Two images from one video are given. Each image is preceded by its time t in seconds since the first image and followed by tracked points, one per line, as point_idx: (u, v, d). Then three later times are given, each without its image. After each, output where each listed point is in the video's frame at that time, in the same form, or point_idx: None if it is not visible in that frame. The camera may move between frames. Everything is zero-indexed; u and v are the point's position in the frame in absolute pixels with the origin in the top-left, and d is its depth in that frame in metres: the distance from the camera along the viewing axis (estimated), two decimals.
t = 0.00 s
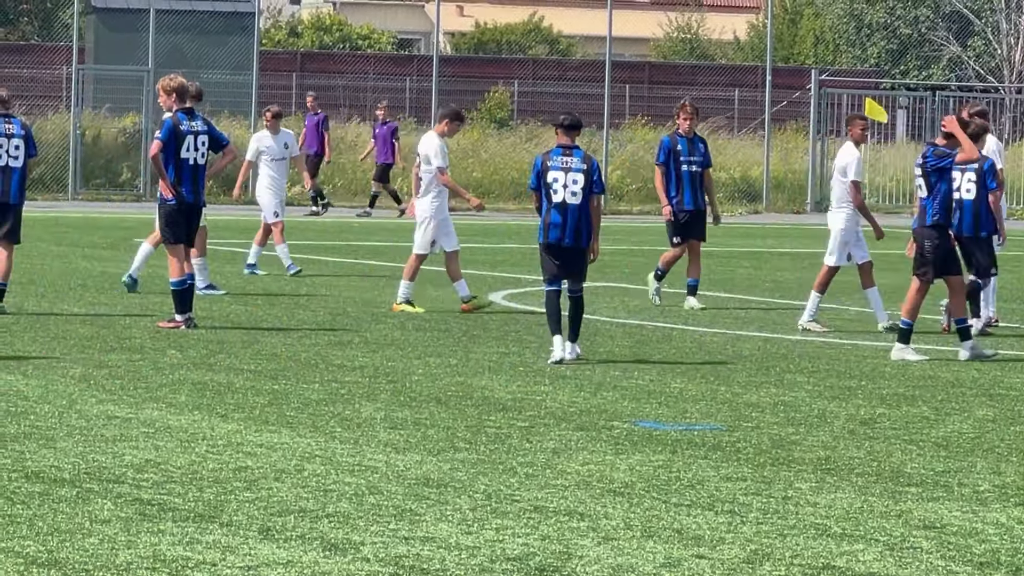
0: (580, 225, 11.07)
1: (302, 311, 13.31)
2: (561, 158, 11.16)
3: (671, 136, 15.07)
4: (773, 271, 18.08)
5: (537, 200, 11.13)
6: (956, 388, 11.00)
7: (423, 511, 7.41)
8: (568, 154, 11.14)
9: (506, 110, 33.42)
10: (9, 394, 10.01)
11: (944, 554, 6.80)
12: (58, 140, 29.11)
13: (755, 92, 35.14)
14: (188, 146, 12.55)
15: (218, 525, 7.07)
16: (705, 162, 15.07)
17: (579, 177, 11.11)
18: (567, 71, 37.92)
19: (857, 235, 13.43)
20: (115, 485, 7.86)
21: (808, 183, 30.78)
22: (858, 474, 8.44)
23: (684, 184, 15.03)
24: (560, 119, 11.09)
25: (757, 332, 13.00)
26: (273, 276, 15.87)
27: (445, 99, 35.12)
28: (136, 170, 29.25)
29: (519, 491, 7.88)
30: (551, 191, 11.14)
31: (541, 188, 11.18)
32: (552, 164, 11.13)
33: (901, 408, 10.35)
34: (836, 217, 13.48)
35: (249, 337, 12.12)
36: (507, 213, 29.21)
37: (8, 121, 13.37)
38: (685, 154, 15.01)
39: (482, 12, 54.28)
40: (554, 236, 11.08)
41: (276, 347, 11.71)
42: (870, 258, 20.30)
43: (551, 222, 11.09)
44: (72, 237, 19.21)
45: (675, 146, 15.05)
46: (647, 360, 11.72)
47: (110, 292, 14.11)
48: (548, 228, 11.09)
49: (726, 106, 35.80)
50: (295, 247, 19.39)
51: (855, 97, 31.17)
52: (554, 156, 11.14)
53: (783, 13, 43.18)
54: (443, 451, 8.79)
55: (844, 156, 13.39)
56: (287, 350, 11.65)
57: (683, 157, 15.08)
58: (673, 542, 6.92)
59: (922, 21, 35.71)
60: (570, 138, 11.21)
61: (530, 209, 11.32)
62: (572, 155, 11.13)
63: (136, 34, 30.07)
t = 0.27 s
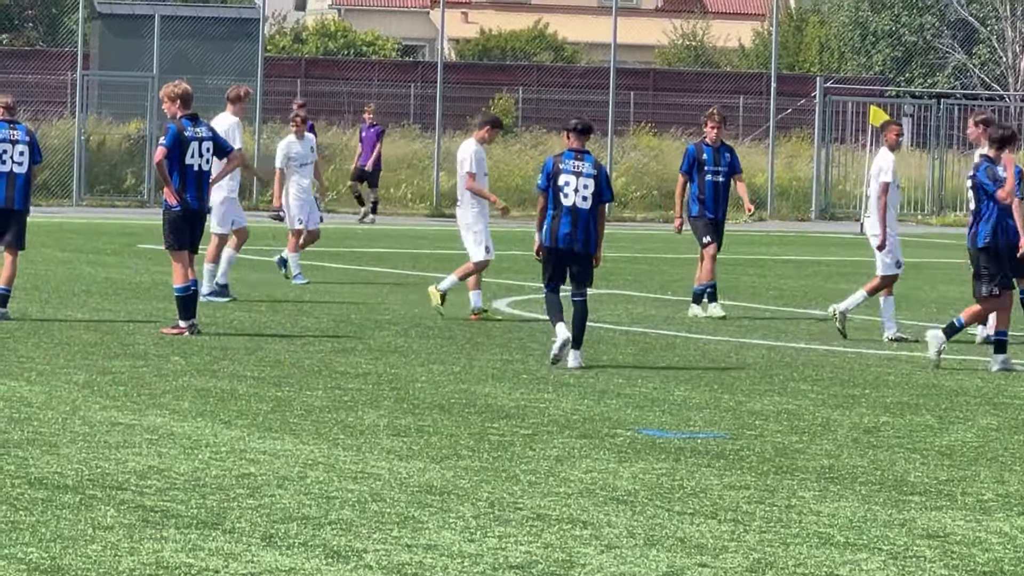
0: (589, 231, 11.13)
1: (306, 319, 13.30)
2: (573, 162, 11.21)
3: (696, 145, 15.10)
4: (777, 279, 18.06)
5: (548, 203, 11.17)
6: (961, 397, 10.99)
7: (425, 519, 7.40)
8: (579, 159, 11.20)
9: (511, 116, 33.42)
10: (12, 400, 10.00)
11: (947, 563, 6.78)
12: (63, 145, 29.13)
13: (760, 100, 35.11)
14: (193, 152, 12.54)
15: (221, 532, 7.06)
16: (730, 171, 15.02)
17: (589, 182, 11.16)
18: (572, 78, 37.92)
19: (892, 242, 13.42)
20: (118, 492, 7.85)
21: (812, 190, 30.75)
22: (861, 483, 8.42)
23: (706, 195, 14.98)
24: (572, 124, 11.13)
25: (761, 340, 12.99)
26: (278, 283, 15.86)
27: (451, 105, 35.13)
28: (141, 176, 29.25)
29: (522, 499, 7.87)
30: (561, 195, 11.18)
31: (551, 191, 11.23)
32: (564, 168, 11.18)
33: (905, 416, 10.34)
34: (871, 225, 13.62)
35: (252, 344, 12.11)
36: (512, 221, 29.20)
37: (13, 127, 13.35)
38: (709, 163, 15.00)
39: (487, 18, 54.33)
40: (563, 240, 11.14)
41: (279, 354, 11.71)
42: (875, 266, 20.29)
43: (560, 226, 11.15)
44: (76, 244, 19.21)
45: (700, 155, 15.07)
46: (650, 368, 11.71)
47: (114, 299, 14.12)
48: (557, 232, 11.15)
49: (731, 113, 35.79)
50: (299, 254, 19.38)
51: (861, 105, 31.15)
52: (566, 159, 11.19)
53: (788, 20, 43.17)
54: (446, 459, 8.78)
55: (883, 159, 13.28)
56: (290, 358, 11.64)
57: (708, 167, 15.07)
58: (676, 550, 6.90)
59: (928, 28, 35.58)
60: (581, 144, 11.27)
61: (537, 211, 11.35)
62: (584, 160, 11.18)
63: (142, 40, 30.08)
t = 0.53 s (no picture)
0: (585, 243, 11.18)
1: (308, 328, 13.32)
2: (570, 174, 11.26)
3: (718, 159, 14.62)
4: (778, 290, 18.07)
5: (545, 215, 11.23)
6: (962, 409, 10.99)
7: (426, 529, 7.41)
8: (576, 171, 11.24)
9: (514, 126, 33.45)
10: (14, 409, 10.02)
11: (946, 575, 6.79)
12: (67, 153, 29.17)
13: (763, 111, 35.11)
14: (196, 160, 12.52)
15: (221, 541, 7.07)
16: (753, 185, 14.61)
17: (586, 194, 11.20)
18: (574, 89, 37.94)
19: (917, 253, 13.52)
20: (119, 500, 7.86)
21: (815, 201, 30.74)
22: (861, 494, 8.43)
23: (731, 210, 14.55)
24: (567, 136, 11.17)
25: (762, 351, 13.00)
26: (280, 293, 15.87)
27: (453, 115, 35.16)
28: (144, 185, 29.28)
29: (523, 509, 7.88)
30: (559, 207, 11.23)
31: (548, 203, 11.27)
32: (561, 180, 11.22)
33: (906, 428, 10.35)
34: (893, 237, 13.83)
35: (254, 353, 12.13)
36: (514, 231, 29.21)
37: (16, 135, 13.38)
38: (733, 177, 14.53)
39: (490, 28, 54.42)
40: (560, 252, 11.21)
41: (281, 363, 11.73)
42: (877, 277, 20.29)
43: (557, 238, 11.21)
44: (78, 252, 19.23)
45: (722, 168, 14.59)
46: (652, 378, 11.72)
47: (116, 308, 14.13)
48: (553, 243, 11.23)
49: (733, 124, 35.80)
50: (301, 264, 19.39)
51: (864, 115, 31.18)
52: (562, 172, 11.24)
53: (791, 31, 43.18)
54: (446, 469, 8.79)
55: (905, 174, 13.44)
56: (291, 367, 11.66)
57: (732, 181, 14.60)
58: (675, 561, 6.91)
59: (930, 39, 35.62)
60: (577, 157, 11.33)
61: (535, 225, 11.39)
62: (581, 172, 11.22)
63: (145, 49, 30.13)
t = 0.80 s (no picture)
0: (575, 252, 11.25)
1: (305, 339, 13.30)
2: (554, 184, 11.26)
3: (738, 170, 14.47)
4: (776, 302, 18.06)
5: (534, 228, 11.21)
6: (959, 422, 10.98)
7: (422, 540, 7.39)
8: (560, 180, 11.25)
9: (512, 137, 33.45)
10: (10, 419, 10.00)
11: None
12: (65, 163, 29.16)
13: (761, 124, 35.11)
14: (195, 169, 12.52)
15: (218, 552, 7.05)
16: (773, 196, 14.51)
17: (573, 203, 11.23)
18: (573, 100, 37.99)
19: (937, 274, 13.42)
20: (116, 511, 7.85)
21: (813, 213, 30.70)
22: (859, 507, 8.41)
23: (749, 220, 14.55)
24: (549, 146, 11.15)
25: (760, 363, 12.98)
26: (276, 304, 15.85)
27: (451, 126, 35.19)
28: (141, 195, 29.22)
29: (520, 521, 7.86)
30: (547, 218, 11.22)
31: (535, 215, 11.25)
32: (547, 191, 11.21)
33: (903, 440, 10.34)
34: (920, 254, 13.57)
35: (251, 364, 12.11)
36: (512, 242, 29.19)
37: (13, 146, 13.37)
38: (751, 189, 14.45)
39: (488, 40, 54.50)
40: (550, 262, 11.25)
41: (278, 374, 11.71)
42: (875, 290, 20.28)
43: (546, 249, 11.24)
44: (75, 262, 19.20)
45: (742, 180, 14.48)
46: (649, 391, 11.69)
47: (112, 318, 14.11)
48: (543, 256, 11.25)
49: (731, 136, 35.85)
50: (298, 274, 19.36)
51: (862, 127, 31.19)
52: (548, 182, 11.23)
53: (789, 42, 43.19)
54: (443, 480, 8.77)
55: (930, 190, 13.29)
56: (288, 378, 11.63)
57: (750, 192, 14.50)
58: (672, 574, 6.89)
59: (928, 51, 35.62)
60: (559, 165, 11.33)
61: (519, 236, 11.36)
62: (565, 181, 11.24)
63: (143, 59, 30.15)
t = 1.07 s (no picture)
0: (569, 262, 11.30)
1: (305, 351, 13.30)
2: (547, 195, 11.34)
3: (762, 187, 14.35)
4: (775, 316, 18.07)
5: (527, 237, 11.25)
6: (958, 436, 10.98)
7: (422, 553, 7.39)
8: (553, 192, 11.33)
9: (512, 150, 33.46)
10: (9, 431, 9.99)
11: None
12: (65, 175, 29.17)
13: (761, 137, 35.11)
14: (200, 179, 12.53)
15: (217, 564, 7.05)
16: (797, 215, 14.32)
17: (566, 213, 11.33)
18: (573, 114, 38.01)
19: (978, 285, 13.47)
20: (115, 523, 7.84)
21: (813, 226, 30.69)
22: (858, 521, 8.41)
23: (774, 239, 14.38)
24: (544, 157, 11.25)
25: (759, 377, 12.97)
26: (276, 315, 15.85)
27: (451, 139, 35.21)
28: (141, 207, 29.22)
29: (520, 533, 7.85)
30: (540, 229, 11.30)
31: (529, 226, 11.31)
32: (541, 202, 11.29)
33: (903, 454, 10.34)
34: (955, 268, 13.60)
35: (251, 375, 12.10)
36: (512, 255, 29.20)
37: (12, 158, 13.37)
38: (775, 207, 14.30)
39: (488, 52, 54.57)
40: (543, 272, 11.28)
41: (277, 387, 11.70)
42: (874, 304, 20.29)
43: (539, 259, 11.27)
44: (76, 274, 19.20)
45: (767, 197, 14.35)
46: (648, 404, 11.68)
47: (113, 329, 14.10)
48: (536, 266, 11.27)
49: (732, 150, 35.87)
50: (298, 286, 19.36)
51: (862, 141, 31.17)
52: (541, 193, 11.30)
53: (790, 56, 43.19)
54: (442, 493, 8.76)
55: (960, 206, 13.38)
56: (288, 390, 11.63)
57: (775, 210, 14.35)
58: None
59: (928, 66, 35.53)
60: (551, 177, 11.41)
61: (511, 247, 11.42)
62: (558, 192, 11.33)
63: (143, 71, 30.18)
